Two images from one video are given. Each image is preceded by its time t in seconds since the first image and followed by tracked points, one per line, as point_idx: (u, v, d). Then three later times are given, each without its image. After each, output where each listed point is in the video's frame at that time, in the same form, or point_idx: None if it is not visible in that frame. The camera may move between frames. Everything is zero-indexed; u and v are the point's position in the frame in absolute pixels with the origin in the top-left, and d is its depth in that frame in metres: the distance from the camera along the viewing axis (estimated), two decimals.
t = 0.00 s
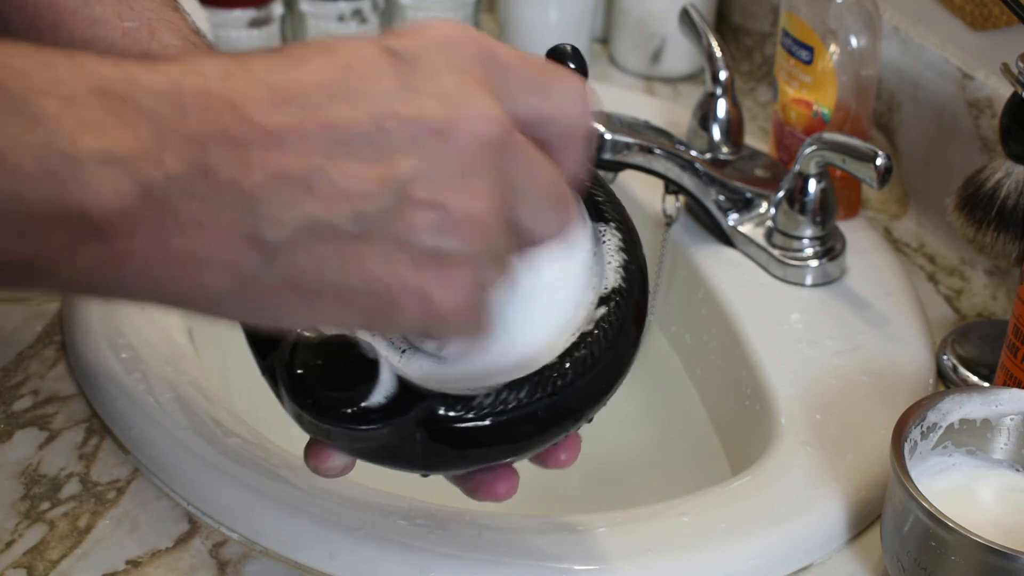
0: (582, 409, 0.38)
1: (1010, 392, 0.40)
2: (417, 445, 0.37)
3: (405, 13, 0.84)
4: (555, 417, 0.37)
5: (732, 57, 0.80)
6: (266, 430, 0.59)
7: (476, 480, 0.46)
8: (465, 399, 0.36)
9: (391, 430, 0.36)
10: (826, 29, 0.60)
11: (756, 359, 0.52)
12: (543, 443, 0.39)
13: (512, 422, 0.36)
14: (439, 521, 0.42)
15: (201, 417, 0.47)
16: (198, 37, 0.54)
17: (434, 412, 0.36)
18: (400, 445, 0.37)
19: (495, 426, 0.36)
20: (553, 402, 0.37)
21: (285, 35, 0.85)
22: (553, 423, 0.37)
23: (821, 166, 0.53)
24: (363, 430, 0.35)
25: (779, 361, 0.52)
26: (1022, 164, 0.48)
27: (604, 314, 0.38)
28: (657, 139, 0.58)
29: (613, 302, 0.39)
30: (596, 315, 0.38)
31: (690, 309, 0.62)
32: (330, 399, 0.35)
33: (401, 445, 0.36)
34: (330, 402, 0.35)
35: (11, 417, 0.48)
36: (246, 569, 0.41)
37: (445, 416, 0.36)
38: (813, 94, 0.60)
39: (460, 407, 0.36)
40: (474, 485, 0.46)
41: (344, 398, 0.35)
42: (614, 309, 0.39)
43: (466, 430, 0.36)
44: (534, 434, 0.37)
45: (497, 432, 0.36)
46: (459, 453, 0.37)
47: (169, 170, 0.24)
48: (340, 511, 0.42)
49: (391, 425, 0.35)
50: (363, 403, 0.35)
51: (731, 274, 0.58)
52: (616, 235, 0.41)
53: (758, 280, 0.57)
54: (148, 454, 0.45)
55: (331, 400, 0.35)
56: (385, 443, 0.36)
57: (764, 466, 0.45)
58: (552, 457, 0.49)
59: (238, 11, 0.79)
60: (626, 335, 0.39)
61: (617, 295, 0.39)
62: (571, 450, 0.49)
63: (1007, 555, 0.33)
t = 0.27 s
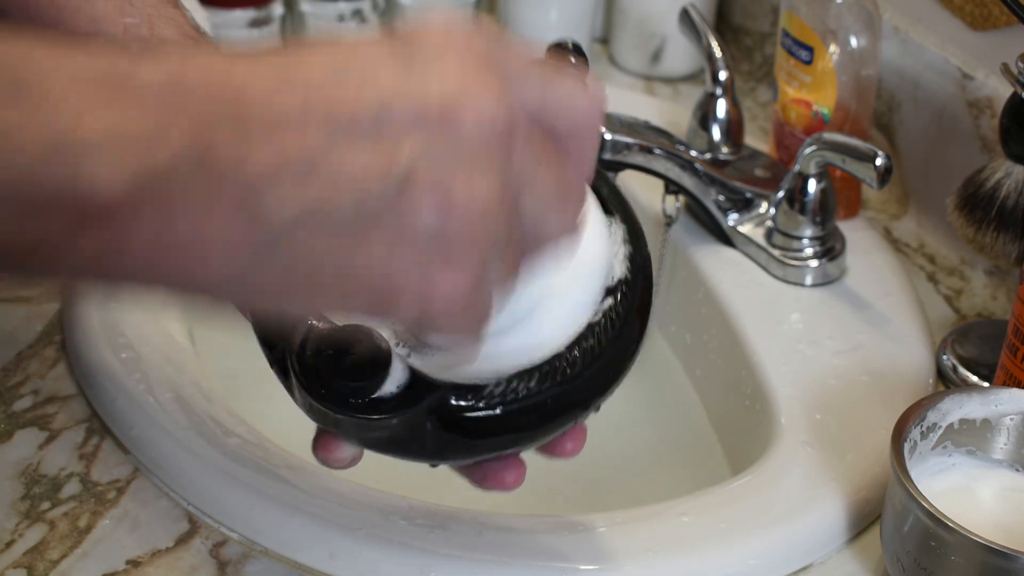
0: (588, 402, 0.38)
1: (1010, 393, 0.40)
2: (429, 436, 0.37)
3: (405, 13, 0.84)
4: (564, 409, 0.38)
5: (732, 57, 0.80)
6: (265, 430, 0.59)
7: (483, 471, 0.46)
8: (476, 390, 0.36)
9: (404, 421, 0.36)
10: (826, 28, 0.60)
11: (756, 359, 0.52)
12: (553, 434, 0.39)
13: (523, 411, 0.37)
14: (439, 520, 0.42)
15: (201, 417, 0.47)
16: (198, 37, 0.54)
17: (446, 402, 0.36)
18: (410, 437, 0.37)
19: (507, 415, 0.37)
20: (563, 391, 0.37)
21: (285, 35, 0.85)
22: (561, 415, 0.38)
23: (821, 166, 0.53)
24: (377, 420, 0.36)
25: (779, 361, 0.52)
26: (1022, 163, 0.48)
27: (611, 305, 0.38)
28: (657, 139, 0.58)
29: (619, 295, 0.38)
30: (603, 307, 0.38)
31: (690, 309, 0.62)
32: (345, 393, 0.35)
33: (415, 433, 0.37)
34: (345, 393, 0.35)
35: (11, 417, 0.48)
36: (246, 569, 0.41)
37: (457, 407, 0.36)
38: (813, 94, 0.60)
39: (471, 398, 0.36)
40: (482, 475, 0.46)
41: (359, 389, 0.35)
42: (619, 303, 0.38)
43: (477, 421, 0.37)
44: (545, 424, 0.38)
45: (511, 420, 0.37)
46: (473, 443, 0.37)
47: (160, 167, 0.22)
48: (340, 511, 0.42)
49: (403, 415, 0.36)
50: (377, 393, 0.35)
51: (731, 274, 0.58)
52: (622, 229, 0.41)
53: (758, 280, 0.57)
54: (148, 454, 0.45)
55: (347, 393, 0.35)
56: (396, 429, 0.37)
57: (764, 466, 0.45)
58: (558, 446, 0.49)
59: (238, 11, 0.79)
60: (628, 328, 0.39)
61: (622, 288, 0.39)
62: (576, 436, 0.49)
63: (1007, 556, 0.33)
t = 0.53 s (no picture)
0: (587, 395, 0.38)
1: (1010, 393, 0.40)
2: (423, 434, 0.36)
3: (405, 13, 0.84)
4: (562, 403, 0.38)
5: (732, 57, 0.80)
6: (266, 430, 0.59)
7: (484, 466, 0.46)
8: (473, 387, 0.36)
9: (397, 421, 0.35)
10: (826, 28, 0.60)
11: (756, 359, 0.52)
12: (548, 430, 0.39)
13: (518, 408, 0.37)
14: (439, 520, 0.42)
15: (201, 417, 0.47)
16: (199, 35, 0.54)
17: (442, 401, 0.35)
18: (408, 435, 0.36)
19: (503, 411, 0.36)
20: (558, 386, 0.37)
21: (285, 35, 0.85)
22: (559, 408, 0.38)
23: (821, 166, 0.53)
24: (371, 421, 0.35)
25: (779, 361, 0.52)
26: (1023, 164, 0.48)
27: (606, 298, 0.39)
28: (657, 139, 0.58)
29: (615, 285, 0.40)
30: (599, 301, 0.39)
31: (689, 309, 0.62)
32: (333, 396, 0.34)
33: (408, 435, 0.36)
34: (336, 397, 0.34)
35: (11, 417, 0.48)
36: (247, 569, 0.41)
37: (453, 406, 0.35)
38: (813, 94, 0.60)
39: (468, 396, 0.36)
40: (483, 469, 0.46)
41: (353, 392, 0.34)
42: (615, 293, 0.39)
43: (474, 419, 0.36)
44: (543, 419, 0.38)
45: (506, 418, 0.37)
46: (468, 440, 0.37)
47: (146, 184, 0.21)
48: (340, 511, 0.42)
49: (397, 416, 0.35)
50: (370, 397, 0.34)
51: (731, 273, 0.58)
52: (618, 221, 0.42)
53: (758, 280, 0.57)
54: (148, 454, 0.45)
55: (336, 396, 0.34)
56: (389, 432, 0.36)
57: (764, 466, 0.45)
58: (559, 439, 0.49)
59: (238, 11, 0.79)
60: (627, 320, 0.40)
61: (618, 278, 0.40)
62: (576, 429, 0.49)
63: (1007, 555, 0.33)
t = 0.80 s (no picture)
0: (586, 383, 0.38)
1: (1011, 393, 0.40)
2: (423, 424, 0.36)
3: (405, 13, 0.84)
4: (560, 392, 0.37)
5: (732, 57, 0.80)
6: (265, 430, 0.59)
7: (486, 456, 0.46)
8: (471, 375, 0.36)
9: (397, 412, 0.35)
10: (827, 28, 0.60)
11: (756, 360, 0.52)
12: (547, 421, 0.39)
13: (518, 397, 0.36)
14: (439, 521, 0.42)
15: (201, 417, 0.47)
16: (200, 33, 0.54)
17: (440, 389, 0.35)
18: (406, 425, 0.36)
19: (501, 401, 0.36)
20: (557, 374, 0.37)
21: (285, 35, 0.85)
22: (558, 397, 0.37)
23: (822, 166, 0.53)
24: (369, 411, 0.35)
25: (779, 361, 0.51)
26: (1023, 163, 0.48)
27: (605, 287, 0.39)
28: (657, 139, 0.58)
29: (614, 273, 0.40)
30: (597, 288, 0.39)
31: (690, 309, 0.62)
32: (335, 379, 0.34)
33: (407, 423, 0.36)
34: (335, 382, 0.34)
35: (10, 417, 0.48)
36: (246, 570, 0.41)
37: (451, 393, 0.35)
38: (813, 94, 0.60)
39: (468, 383, 0.36)
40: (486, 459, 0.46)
41: (350, 378, 0.34)
42: (615, 280, 0.40)
43: (473, 408, 0.36)
44: (542, 408, 0.37)
45: (505, 407, 0.36)
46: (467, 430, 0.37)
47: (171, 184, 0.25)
48: (339, 511, 0.42)
49: (397, 405, 0.35)
50: (369, 383, 0.34)
51: (731, 273, 0.58)
52: (616, 209, 0.43)
53: (759, 280, 0.57)
54: (147, 455, 0.45)
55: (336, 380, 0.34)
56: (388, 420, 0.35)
57: (765, 466, 0.45)
58: (561, 429, 0.49)
59: (238, 11, 0.78)
60: (626, 310, 0.39)
61: (618, 266, 0.40)
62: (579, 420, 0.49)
63: (1008, 557, 0.33)
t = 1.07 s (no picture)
0: (585, 374, 0.38)
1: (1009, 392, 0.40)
2: (424, 412, 0.36)
3: (406, 13, 0.84)
4: (559, 381, 0.38)
5: (732, 57, 0.80)
6: (265, 430, 0.59)
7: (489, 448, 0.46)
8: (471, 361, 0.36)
9: (397, 400, 0.35)
10: (826, 29, 0.60)
11: (756, 360, 0.52)
12: (546, 412, 0.39)
13: (514, 386, 0.37)
14: (439, 521, 0.42)
15: (202, 418, 0.47)
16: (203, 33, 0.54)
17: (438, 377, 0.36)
18: (406, 413, 0.36)
19: (499, 391, 0.36)
20: (555, 363, 0.37)
21: (285, 35, 0.85)
22: (557, 386, 0.38)
23: (821, 166, 0.53)
24: (370, 400, 0.35)
25: (779, 362, 0.52)
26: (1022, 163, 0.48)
27: (605, 278, 0.40)
28: (657, 139, 0.59)
29: (615, 264, 0.40)
30: (596, 280, 0.40)
31: (689, 309, 0.62)
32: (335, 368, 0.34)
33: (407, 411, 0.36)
34: (337, 369, 0.34)
35: (11, 417, 0.48)
36: (246, 569, 0.41)
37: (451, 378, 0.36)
38: (813, 94, 0.60)
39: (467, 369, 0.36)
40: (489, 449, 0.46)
41: (351, 366, 0.34)
42: (615, 273, 0.40)
43: (472, 395, 0.36)
44: (540, 398, 0.38)
45: (503, 395, 0.37)
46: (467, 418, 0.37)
47: (197, 169, 0.25)
48: (339, 510, 0.42)
49: (397, 392, 0.35)
50: (368, 371, 0.34)
51: (731, 273, 0.58)
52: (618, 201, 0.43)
53: (758, 280, 0.57)
54: (148, 455, 0.45)
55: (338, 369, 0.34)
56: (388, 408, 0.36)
57: (763, 466, 0.45)
58: (563, 421, 0.50)
59: (239, 11, 0.79)
60: (627, 303, 0.40)
61: (620, 257, 0.41)
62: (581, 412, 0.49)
63: (1007, 555, 0.33)
